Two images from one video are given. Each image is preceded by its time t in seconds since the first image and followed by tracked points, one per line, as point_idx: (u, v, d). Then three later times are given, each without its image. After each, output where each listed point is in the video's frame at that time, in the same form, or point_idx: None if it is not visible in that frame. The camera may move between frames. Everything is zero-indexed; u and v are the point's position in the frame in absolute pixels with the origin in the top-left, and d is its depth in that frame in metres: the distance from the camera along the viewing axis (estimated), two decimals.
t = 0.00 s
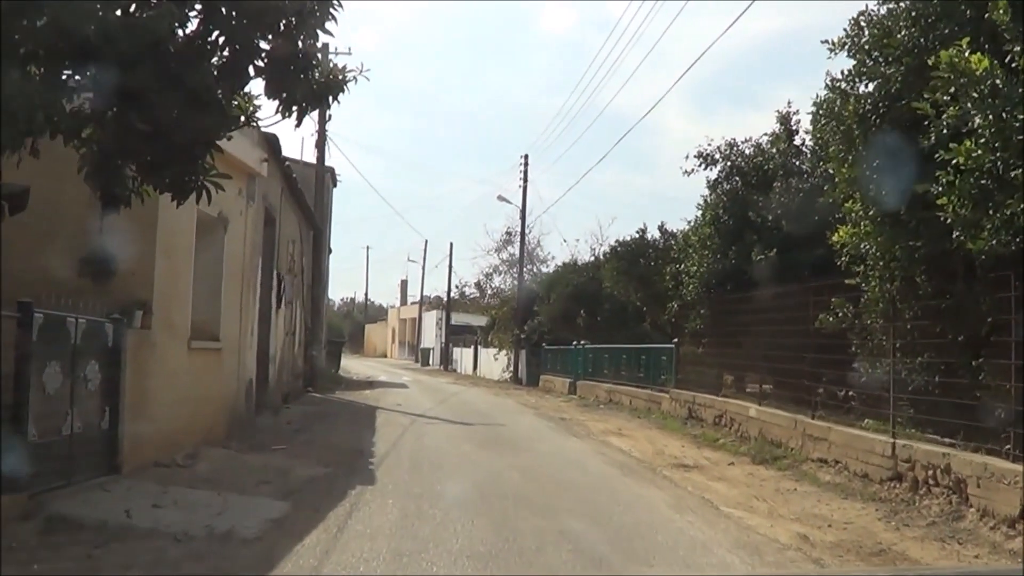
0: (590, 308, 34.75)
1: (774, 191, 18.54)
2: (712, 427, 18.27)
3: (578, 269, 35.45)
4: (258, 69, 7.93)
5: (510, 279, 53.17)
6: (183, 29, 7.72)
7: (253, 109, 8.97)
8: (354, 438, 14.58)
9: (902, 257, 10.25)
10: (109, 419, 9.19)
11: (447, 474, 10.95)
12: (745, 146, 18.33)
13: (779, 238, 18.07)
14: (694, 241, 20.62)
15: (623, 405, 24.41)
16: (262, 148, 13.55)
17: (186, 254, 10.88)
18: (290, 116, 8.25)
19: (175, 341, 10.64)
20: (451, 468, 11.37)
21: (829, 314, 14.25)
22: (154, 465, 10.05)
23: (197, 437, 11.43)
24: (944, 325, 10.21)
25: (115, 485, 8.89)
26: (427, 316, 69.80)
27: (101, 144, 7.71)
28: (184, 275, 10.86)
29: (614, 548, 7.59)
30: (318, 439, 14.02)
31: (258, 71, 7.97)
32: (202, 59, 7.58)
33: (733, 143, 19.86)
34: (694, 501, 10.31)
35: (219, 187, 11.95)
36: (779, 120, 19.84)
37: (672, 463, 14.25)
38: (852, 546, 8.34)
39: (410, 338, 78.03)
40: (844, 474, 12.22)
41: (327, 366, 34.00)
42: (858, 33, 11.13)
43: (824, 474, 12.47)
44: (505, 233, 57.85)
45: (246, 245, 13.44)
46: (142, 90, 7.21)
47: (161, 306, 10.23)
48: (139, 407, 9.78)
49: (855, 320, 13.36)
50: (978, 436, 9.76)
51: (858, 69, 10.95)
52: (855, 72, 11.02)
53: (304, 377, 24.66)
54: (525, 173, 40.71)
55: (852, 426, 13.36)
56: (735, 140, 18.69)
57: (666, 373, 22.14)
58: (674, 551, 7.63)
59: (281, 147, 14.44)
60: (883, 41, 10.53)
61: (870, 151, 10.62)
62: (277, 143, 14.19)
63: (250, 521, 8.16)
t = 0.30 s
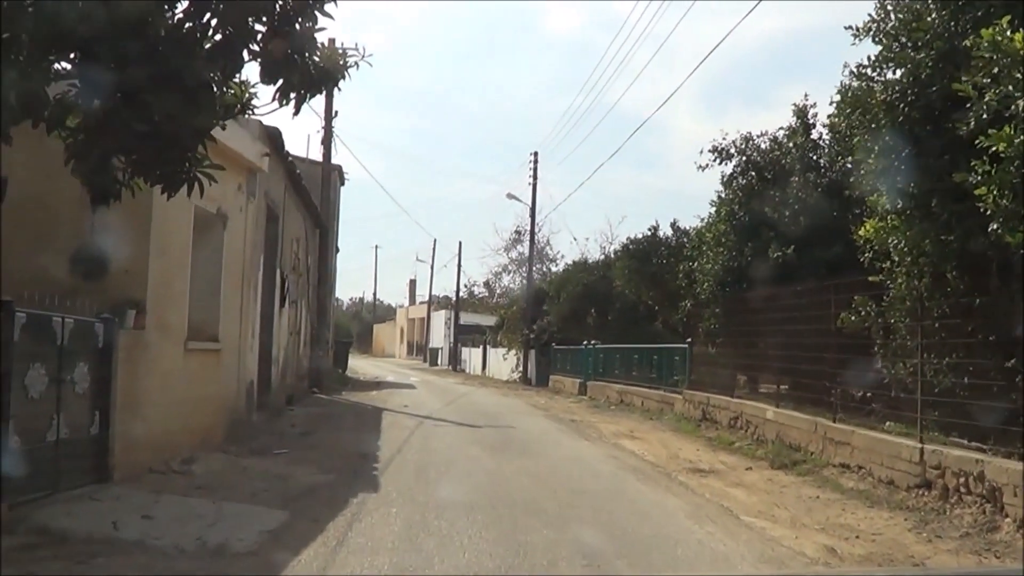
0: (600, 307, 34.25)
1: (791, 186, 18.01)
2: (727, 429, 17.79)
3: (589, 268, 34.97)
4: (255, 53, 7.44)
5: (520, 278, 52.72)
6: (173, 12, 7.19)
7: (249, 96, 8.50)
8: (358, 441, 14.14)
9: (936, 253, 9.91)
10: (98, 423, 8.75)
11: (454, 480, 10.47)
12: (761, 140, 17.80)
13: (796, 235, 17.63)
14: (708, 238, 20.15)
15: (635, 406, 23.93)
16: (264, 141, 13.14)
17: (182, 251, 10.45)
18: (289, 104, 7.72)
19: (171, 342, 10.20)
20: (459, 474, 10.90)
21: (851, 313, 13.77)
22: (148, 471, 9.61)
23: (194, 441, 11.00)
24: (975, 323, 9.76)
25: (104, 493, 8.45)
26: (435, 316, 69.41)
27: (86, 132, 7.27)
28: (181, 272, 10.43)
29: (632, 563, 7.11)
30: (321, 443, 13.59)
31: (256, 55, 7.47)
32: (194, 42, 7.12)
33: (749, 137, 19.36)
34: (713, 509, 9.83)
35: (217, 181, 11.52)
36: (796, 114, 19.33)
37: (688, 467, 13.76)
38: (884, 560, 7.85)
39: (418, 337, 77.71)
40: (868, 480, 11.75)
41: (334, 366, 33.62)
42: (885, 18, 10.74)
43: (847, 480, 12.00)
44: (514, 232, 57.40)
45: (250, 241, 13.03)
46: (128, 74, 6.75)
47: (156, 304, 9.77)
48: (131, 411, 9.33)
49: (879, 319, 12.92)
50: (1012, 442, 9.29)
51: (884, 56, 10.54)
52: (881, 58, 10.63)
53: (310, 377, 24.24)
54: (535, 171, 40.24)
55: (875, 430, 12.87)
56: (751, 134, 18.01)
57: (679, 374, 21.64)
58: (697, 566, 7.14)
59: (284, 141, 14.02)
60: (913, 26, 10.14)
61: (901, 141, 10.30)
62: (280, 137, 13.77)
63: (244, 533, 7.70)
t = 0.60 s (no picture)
0: (615, 307, 33.65)
1: (814, 181, 17.38)
2: (748, 434, 17.20)
3: (603, 268, 34.38)
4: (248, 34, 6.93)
5: (533, 278, 52.19)
6: None
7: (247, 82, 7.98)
8: (366, 446, 13.61)
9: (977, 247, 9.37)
10: (87, 430, 8.23)
11: (465, 490, 9.93)
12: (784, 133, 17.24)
13: (819, 232, 17.03)
14: (727, 236, 19.56)
15: (652, 409, 23.33)
16: (267, 134, 12.62)
17: (178, 247, 9.95)
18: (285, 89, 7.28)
19: (167, 342, 9.70)
20: (470, 483, 10.36)
21: (880, 313, 13.21)
22: (141, 481, 9.09)
23: (192, 447, 10.49)
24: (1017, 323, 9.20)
25: (92, 504, 7.94)
26: (448, 316, 68.94)
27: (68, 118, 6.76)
28: (177, 269, 9.91)
29: None
30: (327, 448, 13.07)
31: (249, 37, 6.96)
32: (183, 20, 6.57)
33: (770, 131, 18.77)
34: (740, 522, 9.25)
35: (215, 175, 11.00)
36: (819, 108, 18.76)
37: (710, 474, 13.16)
38: None
39: (431, 338, 77.28)
40: (901, 489, 11.15)
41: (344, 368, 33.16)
42: None
43: (879, 489, 11.41)
44: (527, 232, 56.87)
45: (253, 238, 12.49)
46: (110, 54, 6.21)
47: (150, 304, 9.26)
48: (124, 417, 8.81)
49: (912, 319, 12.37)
50: None
51: (920, 39, 9.94)
52: (918, 42, 10.02)
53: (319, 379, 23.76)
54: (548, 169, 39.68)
55: (906, 435, 12.27)
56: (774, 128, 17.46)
57: (698, 376, 21.04)
58: None
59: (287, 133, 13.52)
60: (953, 7, 9.52)
61: (940, 130, 9.69)
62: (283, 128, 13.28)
63: (239, 549, 7.16)
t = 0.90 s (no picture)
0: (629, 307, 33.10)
1: (836, 177, 16.81)
2: (767, 436, 16.65)
3: (616, 267, 33.84)
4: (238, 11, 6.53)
5: (545, 278, 51.65)
6: None
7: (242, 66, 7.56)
8: (373, 451, 13.13)
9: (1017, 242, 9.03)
10: (75, 436, 7.76)
11: (476, 498, 9.46)
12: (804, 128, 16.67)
13: (842, 228, 16.47)
14: (745, 234, 18.99)
15: (668, 411, 22.78)
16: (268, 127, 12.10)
17: (175, 243, 9.50)
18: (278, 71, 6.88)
19: (163, 343, 9.24)
20: (481, 491, 9.88)
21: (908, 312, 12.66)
22: (135, 490, 8.62)
23: (191, 452, 10.03)
24: None
25: (80, 515, 7.47)
26: (459, 317, 68.49)
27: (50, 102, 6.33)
28: (173, 267, 9.45)
29: None
30: (332, 453, 12.59)
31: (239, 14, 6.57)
32: None
33: (789, 126, 18.22)
34: (766, 532, 8.75)
35: (213, 168, 10.53)
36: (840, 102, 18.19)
37: (731, 480, 12.63)
38: None
39: (442, 338, 76.87)
40: (934, 497, 10.60)
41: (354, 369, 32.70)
42: None
43: (911, 495, 10.87)
44: (538, 231, 56.37)
45: (254, 235, 11.99)
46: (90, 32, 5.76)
47: (143, 304, 8.77)
48: (116, 423, 8.34)
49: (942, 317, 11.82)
50: None
51: (953, 23, 9.30)
52: (950, 26, 9.37)
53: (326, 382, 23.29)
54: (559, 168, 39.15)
55: (938, 439, 11.72)
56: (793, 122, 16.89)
57: (715, 377, 20.49)
58: None
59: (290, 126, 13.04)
60: None
61: (973, 120, 9.04)
62: (285, 121, 12.79)
63: (233, 565, 6.69)
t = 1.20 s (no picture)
0: (644, 307, 32.45)
1: (862, 170, 16.13)
2: (790, 441, 15.97)
3: (632, 266, 33.20)
4: None
5: (558, 278, 51.01)
6: None
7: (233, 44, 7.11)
8: (380, 456, 12.56)
9: None
10: (55, 443, 7.22)
11: (487, 510, 8.88)
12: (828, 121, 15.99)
13: (868, 224, 15.83)
14: (765, 231, 18.34)
15: (685, 413, 22.12)
16: (270, 118, 11.55)
17: (169, 239, 8.96)
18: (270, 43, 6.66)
19: (156, 345, 8.70)
20: (493, 501, 9.29)
21: (944, 311, 12.04)
22: (122, 502, 8.06)
23: (186, 460, 9.50)
24: None
25: (60, 531, 6.93)
26: (471, 317, 67.93)
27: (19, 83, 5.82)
28: (166, 265, 8.90)
29: None
30: (336, 459, 12.03)
31: None
32: None
33: (812, 119, 17.55)
34: (798, 546, 8.15)
35: (211, 160, 9.97)
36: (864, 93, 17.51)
37: (755, 487, 12.00)
38: None
39: (454, 339, 76.35)
40: (975, 507, 9.96)
41: (364, 370, 32.17)
42: None
43: (949, 505, 10.24)
44: (551, 231, 55.75)
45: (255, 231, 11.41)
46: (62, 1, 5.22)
47: (131, 303, 8.22)
48: (100, 431, 7.79)
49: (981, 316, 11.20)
50: None
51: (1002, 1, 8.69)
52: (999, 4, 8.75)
53: (334, 384, 22.72)
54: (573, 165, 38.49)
55: (977, 445, 11.08)
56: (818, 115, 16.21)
57: (735, 379, 19.84)
58: None
59: (292, 116, 12.45)
60: None
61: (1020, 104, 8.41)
62: (286, 111, 12.20)
63: None
